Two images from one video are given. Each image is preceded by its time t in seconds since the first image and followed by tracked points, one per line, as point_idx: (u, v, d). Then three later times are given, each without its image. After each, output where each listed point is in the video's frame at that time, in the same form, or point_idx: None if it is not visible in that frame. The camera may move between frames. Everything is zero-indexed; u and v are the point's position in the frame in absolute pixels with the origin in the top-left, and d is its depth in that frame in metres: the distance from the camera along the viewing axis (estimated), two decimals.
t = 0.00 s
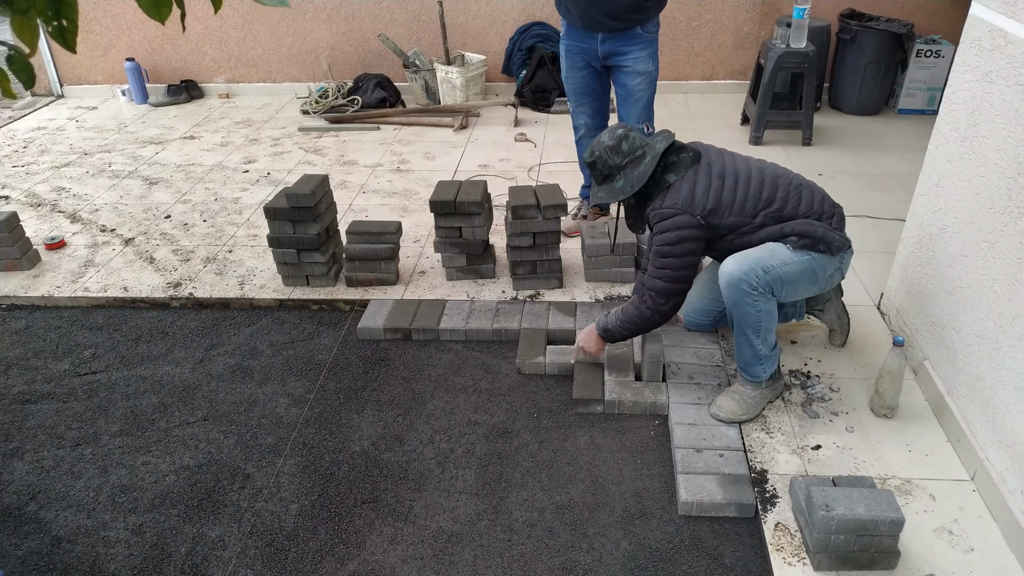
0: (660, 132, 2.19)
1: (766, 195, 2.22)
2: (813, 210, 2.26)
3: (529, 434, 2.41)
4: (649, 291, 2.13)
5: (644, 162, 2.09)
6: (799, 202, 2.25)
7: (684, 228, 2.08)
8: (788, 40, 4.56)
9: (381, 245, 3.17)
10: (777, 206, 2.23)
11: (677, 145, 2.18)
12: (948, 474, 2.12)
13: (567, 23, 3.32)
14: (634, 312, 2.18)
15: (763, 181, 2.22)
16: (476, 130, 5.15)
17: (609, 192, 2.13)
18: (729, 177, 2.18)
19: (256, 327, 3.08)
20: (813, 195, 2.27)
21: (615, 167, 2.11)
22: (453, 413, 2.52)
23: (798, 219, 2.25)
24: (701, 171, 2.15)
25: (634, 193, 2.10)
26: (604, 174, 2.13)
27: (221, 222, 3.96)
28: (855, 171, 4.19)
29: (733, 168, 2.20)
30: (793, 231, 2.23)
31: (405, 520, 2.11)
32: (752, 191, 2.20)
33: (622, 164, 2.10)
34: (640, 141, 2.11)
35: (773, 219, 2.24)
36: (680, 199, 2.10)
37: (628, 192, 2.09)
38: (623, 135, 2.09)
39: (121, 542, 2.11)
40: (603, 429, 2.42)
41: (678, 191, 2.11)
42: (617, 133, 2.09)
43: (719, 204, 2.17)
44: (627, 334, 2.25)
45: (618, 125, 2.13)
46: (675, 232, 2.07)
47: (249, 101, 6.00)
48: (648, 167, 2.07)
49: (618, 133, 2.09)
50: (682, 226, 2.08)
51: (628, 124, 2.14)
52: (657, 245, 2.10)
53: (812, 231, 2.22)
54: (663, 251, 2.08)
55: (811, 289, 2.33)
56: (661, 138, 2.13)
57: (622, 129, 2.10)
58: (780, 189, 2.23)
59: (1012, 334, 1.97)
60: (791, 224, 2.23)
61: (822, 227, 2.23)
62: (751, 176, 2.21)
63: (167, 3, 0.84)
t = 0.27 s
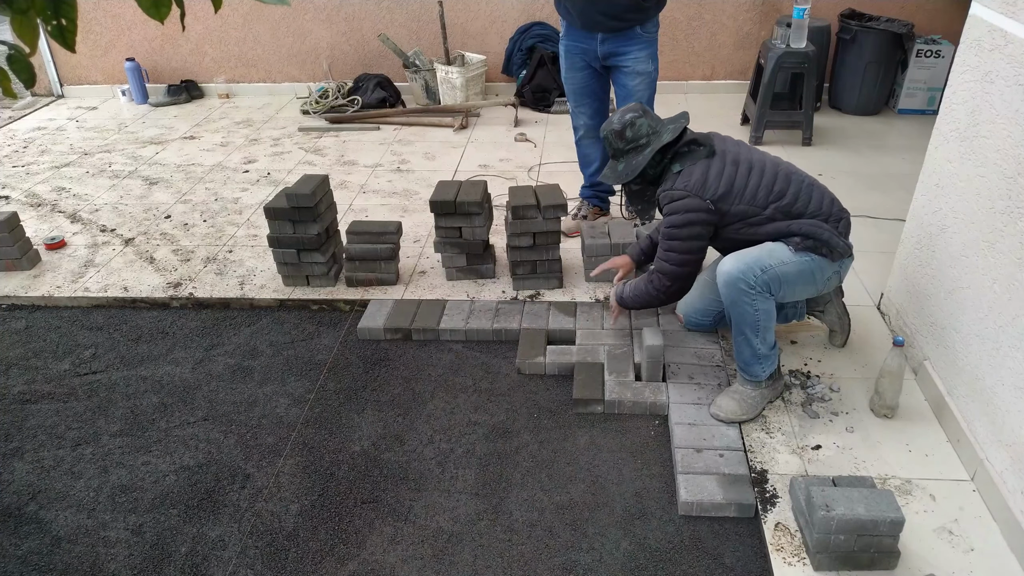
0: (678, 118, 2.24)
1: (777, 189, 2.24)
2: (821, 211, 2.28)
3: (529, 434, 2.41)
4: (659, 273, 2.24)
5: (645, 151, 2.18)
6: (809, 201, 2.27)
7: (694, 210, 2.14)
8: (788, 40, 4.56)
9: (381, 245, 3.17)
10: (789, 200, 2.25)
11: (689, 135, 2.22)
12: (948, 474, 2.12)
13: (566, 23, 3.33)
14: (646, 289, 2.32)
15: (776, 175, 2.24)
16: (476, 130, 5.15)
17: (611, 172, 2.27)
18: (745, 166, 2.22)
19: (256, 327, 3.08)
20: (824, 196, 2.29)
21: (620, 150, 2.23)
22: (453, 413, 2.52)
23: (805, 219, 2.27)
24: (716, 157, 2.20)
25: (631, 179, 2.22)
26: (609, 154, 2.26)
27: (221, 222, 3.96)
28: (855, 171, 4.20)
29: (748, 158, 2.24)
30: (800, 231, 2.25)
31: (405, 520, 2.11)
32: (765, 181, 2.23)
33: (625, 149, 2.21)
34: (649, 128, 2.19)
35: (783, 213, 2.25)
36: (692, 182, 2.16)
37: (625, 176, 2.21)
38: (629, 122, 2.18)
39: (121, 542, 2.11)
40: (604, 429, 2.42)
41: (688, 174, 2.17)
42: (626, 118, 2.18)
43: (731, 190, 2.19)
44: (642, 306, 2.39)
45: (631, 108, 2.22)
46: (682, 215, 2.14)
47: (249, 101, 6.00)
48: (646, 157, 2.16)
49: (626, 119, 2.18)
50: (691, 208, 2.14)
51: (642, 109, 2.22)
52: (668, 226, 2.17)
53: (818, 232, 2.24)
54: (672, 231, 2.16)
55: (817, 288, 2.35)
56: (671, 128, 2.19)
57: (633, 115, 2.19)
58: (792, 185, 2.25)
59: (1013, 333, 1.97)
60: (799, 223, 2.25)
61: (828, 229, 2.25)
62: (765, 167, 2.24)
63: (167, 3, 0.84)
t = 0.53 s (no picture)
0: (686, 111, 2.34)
1: (783, 185, 2.25)
2: (827, 208, 2.28)
3: (529, 434, 2.41)
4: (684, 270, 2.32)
5: (666, 136, 2.25)
6: (816, 198, 2.27)
7: (705, 205, 2.19)
8: (788, 40, 4.56)
9: (380, 245, 3.17)
10: (795, 195, 2.25)
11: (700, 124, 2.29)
12: (948, 474, 2.12)
13: (566, 24, 3.33)
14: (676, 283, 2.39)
15: (781, 171, 2.25)
16: (476, 130, 5.15)
17: (630, 163, 2.30)
18: (751, 161, 2.24)
19: (256, 327, 3.08)
20: (829, 194, 2.30)
21: (640, 138, 2.27)
22: (452, 413, 2.52)
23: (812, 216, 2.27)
24: (723, 152, 2.24)
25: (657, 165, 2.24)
26: (626, 145, 2.30)
27: (221, 222, 3.96)
28: (856, 171, 4.20)
29: (755, 154, 2.26)
30: (804, 228, 2.25)
31: (405, 521, 2.11)
32: (771, 177, 2.24)
33: (645, 137, 2.26)
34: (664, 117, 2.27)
35: (790, 209, 2.25)
36: (699, 178, 2.21)
37: (648, 164, 2.24)
38: (646, 110, 2.25)
39: (120, 542, 2.11)
40: (604, 429, 2.42)
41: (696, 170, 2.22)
42: (643, 107, 2.25)
43: (739, 185, 2.22)
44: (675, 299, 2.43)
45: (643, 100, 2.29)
46: (695, 211, 2.19)
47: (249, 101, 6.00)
48: (672, 139, 2.22)
49: (643, 107, 2.25)
50: (701, 205, 2.19)
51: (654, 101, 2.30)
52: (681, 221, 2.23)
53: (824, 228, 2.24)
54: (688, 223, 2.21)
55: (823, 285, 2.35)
56: (685, 116, 2.27)
57: (648, 105, 2.26)
58: (798, 181, 2.26)
59: (1013, 333, 1.97)
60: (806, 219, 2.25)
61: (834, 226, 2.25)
62: (771, 163, 2.26)
63: (168, 2, 0.84)
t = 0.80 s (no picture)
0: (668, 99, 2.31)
1: (775, 166, 2.25)
2: (817, 188, 2.30)
3: (529, 434, 2.41)
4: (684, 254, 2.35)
5: (663, 124, 2.20)
6: (806, 179, 2.28)
7: (703, 192, 2.20)
8: (788, 40, 4.56)
9: (380, 245, 3.17)
10: (786, 176, 2.26)
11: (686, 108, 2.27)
12: (948, 474, 2.12)
13: (565, 24, 3.33)
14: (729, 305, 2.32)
15: (771, 153, 2.27)
16: (476, 130, 5.15)
17: (631, 156, 2.22)
18: (742, 144, 2.24)
19: (256, 327, 3.08)
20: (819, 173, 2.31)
21: (637, 130, 2.20)
22: (453, 413, 2.52)
23: (802, 197, 2.29)
24: (714, 136, 2.23)
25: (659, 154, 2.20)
26: (624, 139, 2.22)
27: (221, 222, 3.96)
28: (856, 171, 4.20)
29: (744, 136, 2.26)
30: (795, 209, 2.26)
31: (406, 521, 2.11)
32: (762, 159, 2.24)
33: (642, 128, 2.20)
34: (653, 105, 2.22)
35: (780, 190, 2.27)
36: (695, 165, 2.20)
37: (652, 153, 2.18)
38: (639, 100, 2.19)
39: (121, 542, 2.11)
40: (604, 429, 2.42)
41: (691, 157, 2.20)
42: (634, 98, 2.19)
43: (732, 169, 2.22)
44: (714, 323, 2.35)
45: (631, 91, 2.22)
46: (694, 197, 2.20)
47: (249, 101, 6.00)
48: (671, 126, 2.18)
49: (634, 98, 2.19)
50: (700, 191, 2.20)
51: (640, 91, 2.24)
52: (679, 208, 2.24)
53: (815, 209, 2.26)
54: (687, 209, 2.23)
55: (811, 268, 2.36)
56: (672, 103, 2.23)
57: (638, 95, 2.20)
58: (788, 162, 2.27)
59: (1013, 333, 1.97)
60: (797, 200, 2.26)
61: (825, 206, 2.28)
62: (761, 145, 2.27)
63: (168, 3, 0.84)
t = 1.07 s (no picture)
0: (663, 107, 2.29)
1: (773, 170, 2.24)
2: (816, 192, 2.29)
3: (529, 434, 2.41)
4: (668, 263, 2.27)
5: (659, 130, 2.16)
6: (804, 183, 2.27)
7: (700, 193, 2.14)
8: (788, 40, 4.56)
9: (380, 245, 3.17)
10: (784, 180, 2.24)
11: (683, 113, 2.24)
12: (948, 474, 2.12)
13: (565, 25, 3.33)
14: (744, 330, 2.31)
15: (769, 157, 2.25)
16: (476, 130, 5.15)
17: (626, 162, 2.18)
18: (739, 148, 2.22)
19: (256, 327, 3.08)
20: (816, 178, 2.31)
21: (633, 136, 2.17)
22: (453, 413, 2.52)
23: (800, 201, 2.27)
24: (712, 140, 2.20)
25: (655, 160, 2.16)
26: (619, 145, 2.18)
27: (221, 222, 3.96)
28: (856, 171, 4.20)
29: (740, 142, 2.25)
30: (793, 213, 2.25)
31: (406, 520, 2.11)
32: (760, 164, 2.23)
33: (638, 133, 2.16)
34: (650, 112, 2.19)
35: (779, 194, 2.25)
36: (694, 166, 2.15)
37: (648, 160, 2.14)
38: (636, 106, 2.16)
39: (121, 542, 2.11)
40: (604, 429, 2.42)
41: (691, 159, 2.16)
42: (630, 103, 2.16)
43: (730, 173, 2.19)
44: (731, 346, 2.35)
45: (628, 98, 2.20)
46: (692, 199, 2.14)
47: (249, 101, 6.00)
48: (667, 132, 2.14)
49: (630, 104, 2.16)
50: (698, 193, 2.14)
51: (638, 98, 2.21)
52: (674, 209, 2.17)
53: (812, 213, 2.25)
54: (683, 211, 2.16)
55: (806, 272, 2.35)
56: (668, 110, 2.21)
57: (634, 100, 2.18)
58: (786, 166, 2.26)
59: (1013, 333, 1.96)
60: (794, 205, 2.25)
61: (822, 211, 2.27)
62: (758, 149, 2.25)
63: (168, 1, 0.83)
